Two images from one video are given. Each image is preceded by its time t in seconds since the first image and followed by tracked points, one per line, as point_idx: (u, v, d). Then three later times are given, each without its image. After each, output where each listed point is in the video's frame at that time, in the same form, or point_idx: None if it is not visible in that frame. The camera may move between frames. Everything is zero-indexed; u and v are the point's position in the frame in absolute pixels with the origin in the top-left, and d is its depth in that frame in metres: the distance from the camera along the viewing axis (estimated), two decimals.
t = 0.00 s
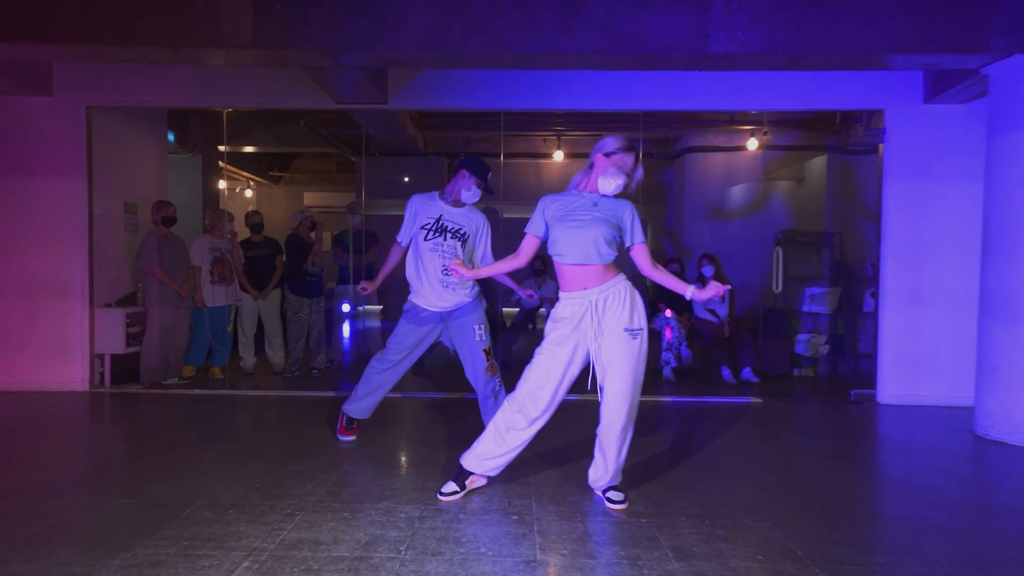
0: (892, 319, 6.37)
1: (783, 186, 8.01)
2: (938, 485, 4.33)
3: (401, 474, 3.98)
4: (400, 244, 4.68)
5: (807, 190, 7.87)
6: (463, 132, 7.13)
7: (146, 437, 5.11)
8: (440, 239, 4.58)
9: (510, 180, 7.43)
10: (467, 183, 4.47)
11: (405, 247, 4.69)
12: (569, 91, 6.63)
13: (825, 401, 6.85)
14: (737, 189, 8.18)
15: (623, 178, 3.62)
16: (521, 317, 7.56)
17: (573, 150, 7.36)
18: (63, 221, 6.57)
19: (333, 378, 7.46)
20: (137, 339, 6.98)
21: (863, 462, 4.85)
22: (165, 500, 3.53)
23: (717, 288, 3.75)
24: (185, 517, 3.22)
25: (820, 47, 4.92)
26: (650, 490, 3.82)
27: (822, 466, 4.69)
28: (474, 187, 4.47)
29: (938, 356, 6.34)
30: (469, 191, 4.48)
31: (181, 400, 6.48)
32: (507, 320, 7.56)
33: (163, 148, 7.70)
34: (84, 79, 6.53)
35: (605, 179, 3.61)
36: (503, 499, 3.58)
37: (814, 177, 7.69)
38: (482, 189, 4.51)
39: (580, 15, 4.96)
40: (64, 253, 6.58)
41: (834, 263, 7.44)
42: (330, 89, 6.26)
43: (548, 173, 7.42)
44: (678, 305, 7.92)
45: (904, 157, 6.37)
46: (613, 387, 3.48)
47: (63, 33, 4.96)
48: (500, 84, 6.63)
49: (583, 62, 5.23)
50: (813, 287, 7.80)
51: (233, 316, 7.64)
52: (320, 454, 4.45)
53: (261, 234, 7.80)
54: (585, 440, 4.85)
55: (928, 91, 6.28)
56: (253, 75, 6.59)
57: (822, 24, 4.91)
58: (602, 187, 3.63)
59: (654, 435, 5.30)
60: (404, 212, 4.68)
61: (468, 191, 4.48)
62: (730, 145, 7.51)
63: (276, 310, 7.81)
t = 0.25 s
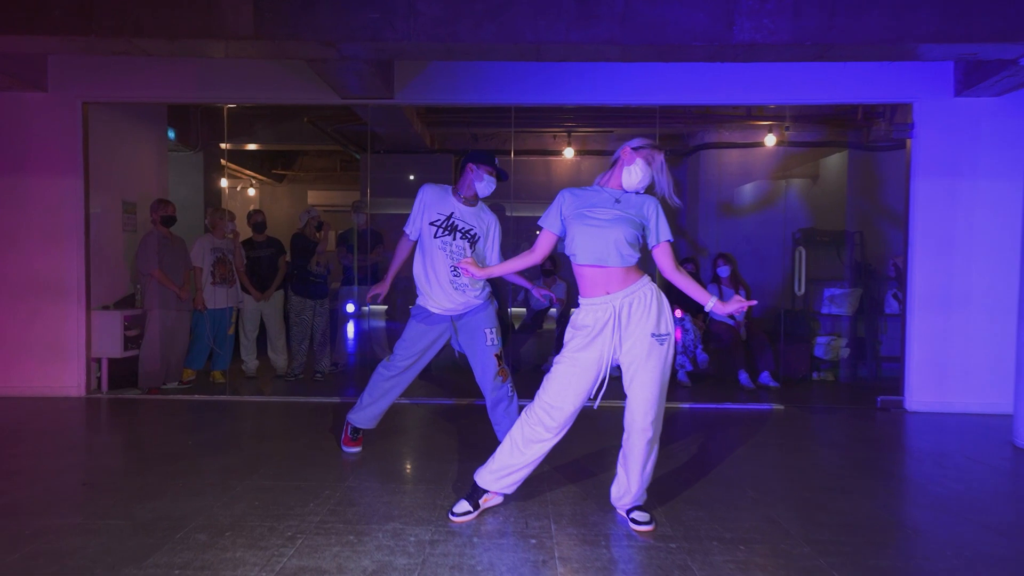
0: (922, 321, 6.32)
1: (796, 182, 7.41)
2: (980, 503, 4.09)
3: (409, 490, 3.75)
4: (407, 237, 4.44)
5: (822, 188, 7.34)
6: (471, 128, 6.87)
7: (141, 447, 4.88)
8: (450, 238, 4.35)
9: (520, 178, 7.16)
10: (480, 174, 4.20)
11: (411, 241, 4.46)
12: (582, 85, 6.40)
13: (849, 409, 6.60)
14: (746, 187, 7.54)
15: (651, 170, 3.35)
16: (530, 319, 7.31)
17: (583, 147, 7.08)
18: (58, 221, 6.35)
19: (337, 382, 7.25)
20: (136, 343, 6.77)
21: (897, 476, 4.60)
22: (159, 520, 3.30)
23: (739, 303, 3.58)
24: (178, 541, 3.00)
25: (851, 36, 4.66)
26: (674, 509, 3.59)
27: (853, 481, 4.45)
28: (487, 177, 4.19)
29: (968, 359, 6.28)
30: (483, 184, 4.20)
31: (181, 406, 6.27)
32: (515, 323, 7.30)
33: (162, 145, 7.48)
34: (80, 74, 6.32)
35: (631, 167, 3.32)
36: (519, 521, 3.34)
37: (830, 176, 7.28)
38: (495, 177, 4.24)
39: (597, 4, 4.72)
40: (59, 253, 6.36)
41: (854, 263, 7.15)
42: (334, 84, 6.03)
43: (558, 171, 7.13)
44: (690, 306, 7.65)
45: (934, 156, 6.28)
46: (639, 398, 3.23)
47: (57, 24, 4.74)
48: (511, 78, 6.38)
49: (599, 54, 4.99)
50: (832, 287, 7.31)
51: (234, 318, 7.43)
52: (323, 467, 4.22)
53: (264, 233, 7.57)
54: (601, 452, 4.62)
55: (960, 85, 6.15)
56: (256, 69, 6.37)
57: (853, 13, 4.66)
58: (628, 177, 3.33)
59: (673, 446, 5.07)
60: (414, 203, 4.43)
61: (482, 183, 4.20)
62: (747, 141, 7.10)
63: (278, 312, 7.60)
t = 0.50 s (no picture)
0: (946, 325, 6.11)
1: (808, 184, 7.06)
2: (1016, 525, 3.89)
3: (415, 508, 3.58)
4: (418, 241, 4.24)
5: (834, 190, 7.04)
6: (477, 127, 6.67)
7: (137, 459, 4.71)
8: (463, 243, 4.16)
9: (528, 178, 6.93)
10: (481, 171, 4.11)
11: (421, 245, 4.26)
12: (592, 82, 6.21)
13: (868, 417, 6.40)
14: (756, 188, 7.17)
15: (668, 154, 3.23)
16: (538, 324, 7.12)
17: (592, 146, 6.82)
18: (55, 224, 6.20)
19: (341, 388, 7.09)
20: (134, 348, 6.62)
21: (926, 493, 4.39)
22: (152, 544, 3.13)
23: (762, 309, 3.43)
24: (171, 567, 2.84)
25: (877, 31, 4.45)
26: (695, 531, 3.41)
27: (878, 497, 4.26)
28: (489, 170, 4.11)
29: (994, 366, 6.07)
30: (489, 176, 4.12)
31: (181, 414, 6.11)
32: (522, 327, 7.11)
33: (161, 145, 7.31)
34: (77, 72, 6.16)
35: (648, 152, 3.16)
36: (532, 544, 3.19)
37: (844, 177, 6.99)
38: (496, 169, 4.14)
39: None
40: (55, 257, 6.21)
41: (873, 266, 6.94)
42: (338, 82, 5.85)
43: (566, 172, 6.89)
44: (706, 307, 7.24)
45: (958, 156, 6.08)
46: (661, 414, 3.04)
47: (50, 20, 4.57)
48: (519, 76, 6.19)
49: (612, 50, 4.80)
50: (850, 290, 7.10)
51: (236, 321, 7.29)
52: (325, 482, 4.06)
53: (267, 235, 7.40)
54: (614, 465, 4.44)
55: (986, 81, 5.94)
56: (257, 67, 6.19)
57: (880, 6, 4.45)
58: (649, 162, 3.15)
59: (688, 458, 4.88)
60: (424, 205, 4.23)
61: (487, 177, 4.13)
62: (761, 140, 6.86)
63: (281, 316, 7.45)
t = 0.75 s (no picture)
0: (962, 328, 5.95)
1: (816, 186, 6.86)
2: None
3: (418, 524, 3.43)
4: (426, 245, 4.08)
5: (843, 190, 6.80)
6: (480, 127, 6.52)
7: (129, 469, 4.55)
8: (474, 245, 4.01)
9: (534, 179, 6.77)
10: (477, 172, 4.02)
11: (430, 248, 4.10)
12: (598, 80, 6.04)
13: (881, 423, 6.24)
14: (762, 188, 7.02)
15: (676, 136, 3.01)
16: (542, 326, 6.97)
17: (596, 145, 6.71)
18: (48, 226, 6.06)
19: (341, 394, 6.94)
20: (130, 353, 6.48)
21: (949, 505, 4.22)
22: (141, 564, 2.98)
23: (781, 314, 3.28)
24: None
25: (897, 25, 4.29)
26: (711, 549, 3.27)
27: (898, 509, 4.10)
28: (486, 170, 4.01)
29: (1013, 372, 5.92)
30: (483, 178, 4.01)
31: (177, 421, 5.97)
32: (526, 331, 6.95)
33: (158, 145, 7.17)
34: (71, 70, 6.01)
35: (651, 144, 2.97)
36: (541, 564, 3.05)
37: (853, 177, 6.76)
38: (495, 168, 4.05)
39: None
40: (49, 260, 6.07)
41: (883, 266, 6.67)
42: (338, 79, 5.70)
43: (570, 171, 6.75)
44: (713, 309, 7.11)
45: (975, 155, 5.92)
46: (679, 428, 2.89)
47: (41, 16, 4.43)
48: (524, 74, 6.04)
49: (621, 46, 4.64)
50: (861, 292, 6.86)
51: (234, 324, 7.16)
52: (324, 495, 3.90)
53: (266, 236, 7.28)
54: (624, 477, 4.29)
55: (1005, 78, 5.78)
56: (255, 65, 6.04)
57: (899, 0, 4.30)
58: (655, 156, 2.96)
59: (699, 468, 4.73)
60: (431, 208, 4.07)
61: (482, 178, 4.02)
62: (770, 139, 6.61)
63: (281, 320, 7.30)
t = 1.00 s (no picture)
0: (973, 330, 5.86)
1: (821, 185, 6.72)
2: None
3: (418, 533, 3.34)
4: (434, 253, 4.01)
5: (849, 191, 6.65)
6: (482, 126, 6.43)
7: (121, 476, 4.45)
8: (482, 243, 3.93)
9: (536, 179, 6.68)
10: (474, 177, 3.89)
11: (437, 256, 4.03)
12: (600, 78, 5.95)
13: (889, 427, 6.14)
14: (765, 189, 6.86)
15: (685, 139, 2.88)
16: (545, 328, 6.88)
17: (598, 146, 6.56)
18: (42, 227, 5.96)
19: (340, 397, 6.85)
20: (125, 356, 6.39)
21: (959, 510, 4.13)
22: None
23: (804, 318, 3.10)
24: None
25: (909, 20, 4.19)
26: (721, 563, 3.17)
27: (910, 515, 4.01)
28: (483, 177, 3.89)
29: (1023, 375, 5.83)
30: (478, 184, 3.89)
31: (173, 425, 5.87)
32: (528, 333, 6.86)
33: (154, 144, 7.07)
34: (65, 69, 5.91)
35: (657, 155, 2.88)
36: None
37: (856, 177, 6.62)
38: (490, 176, 3.90)
39: None
40: (42, 261, 5.98)
41: (892, 269, 6.61)
42: (337, 78, 5.61)
43: (572, 171, 6.64)
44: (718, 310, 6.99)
45: (984, 154, 5.84)
46: (691, 437, 2.80)
47: (33, 12, 4.33)
48: (525, 72, 5.94)
49: (626, 43, 4.55)
50: (865, 294, 6.74)
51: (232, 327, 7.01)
52: (322, 503, 3.80)
53: (266, 238, 7.23)
54: (629, 484, 4.19)
55: (1015, 76, 5.68)
56: (253, 63, 5.95)
57: None
58: (662, 167, 2.89)
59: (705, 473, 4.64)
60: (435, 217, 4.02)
61: (477, 184, 3.90)
62: (774, 139, 6.55)
63: (280, 321, 7.22)
